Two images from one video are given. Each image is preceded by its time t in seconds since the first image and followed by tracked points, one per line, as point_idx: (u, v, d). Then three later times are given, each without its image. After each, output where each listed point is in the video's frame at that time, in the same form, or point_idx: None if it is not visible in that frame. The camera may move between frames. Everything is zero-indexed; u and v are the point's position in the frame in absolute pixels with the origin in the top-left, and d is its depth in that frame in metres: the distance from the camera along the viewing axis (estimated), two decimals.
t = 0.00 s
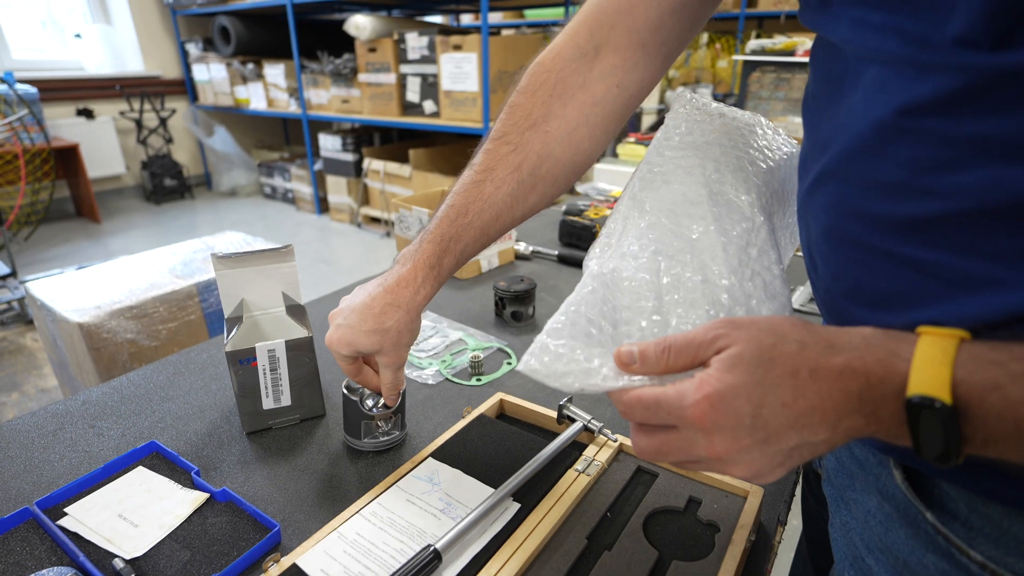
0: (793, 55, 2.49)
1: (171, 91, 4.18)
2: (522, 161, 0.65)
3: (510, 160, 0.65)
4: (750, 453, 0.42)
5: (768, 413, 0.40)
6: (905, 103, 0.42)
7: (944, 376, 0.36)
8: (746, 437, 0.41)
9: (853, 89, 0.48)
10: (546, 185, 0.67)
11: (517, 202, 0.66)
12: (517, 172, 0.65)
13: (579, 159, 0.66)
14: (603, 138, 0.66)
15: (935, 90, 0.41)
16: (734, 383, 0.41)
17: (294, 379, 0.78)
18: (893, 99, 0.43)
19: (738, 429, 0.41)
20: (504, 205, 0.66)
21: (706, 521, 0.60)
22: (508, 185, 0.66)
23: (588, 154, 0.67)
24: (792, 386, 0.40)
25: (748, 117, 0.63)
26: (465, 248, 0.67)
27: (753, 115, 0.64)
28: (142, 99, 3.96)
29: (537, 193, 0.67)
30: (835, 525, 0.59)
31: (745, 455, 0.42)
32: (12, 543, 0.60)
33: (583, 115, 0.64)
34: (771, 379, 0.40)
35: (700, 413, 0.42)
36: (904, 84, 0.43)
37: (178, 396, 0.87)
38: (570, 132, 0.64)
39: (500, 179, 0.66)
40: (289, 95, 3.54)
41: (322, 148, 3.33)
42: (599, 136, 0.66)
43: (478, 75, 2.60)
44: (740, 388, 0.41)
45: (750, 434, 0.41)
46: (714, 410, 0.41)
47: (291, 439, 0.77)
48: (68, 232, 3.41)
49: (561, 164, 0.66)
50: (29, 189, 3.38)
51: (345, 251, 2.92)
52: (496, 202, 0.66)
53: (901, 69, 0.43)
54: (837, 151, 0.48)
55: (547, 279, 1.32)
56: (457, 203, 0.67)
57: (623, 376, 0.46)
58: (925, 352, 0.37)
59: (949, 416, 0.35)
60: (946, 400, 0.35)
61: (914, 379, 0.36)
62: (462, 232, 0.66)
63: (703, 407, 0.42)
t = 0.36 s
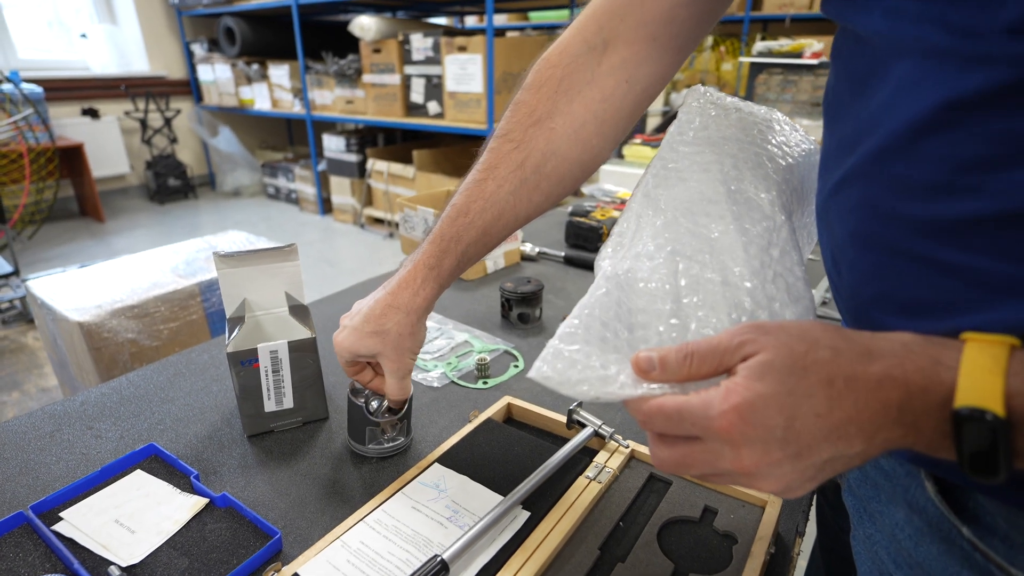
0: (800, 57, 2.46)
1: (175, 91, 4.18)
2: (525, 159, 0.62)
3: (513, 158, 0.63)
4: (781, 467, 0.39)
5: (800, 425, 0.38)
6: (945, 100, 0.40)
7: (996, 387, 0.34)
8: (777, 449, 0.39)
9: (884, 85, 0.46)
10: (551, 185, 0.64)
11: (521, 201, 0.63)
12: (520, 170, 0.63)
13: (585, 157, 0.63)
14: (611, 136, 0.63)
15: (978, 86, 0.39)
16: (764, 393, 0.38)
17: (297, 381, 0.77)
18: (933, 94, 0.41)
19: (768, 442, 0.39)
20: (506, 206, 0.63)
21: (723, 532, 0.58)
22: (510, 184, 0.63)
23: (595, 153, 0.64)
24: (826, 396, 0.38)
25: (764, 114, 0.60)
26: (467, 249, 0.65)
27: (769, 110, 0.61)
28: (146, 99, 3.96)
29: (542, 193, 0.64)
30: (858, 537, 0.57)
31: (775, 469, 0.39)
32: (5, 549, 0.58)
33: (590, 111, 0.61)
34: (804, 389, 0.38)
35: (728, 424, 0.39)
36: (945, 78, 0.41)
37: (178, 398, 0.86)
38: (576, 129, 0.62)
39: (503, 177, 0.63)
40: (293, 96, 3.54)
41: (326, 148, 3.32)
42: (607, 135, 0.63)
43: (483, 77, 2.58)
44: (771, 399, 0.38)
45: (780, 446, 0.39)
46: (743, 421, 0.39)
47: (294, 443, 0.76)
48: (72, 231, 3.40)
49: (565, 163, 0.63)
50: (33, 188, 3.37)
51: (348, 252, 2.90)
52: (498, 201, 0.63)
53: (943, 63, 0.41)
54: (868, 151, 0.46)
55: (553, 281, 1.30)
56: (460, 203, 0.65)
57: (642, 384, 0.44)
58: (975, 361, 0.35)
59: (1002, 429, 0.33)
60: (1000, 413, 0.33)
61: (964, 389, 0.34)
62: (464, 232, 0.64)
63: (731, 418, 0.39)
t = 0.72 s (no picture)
0: (812, 40, 2.40)
1: (176, 76, 4.14)
2: (570, 117, 0.61)
3: (559, 116, 0.62)
4: (808, 454, 0.37)
5: (830, 410, 0.36)
6: (997, 62, 0.38)
7: None
8: (805, 435, 0.37)
9: (922, 51, 0.44)
10: (592, 149, 0.62)
11: (561, 162, 0.62)
12: (564, 129, 0.61)
13: (629, 123, 0.62)
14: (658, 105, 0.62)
15: None
16: (792, 376, 0.36)
17: (301, 364, 0.75)
18: (982, 56, 0.39)
19: (796, 427, 0.37)
20: (546, 165, 0.62)
21: (740, 520, 0.56)
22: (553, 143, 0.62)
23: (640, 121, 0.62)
24: (859, 379, 0.35)
25: (787, 86, 0.57)
26: (505, 204, 0.64)
27: (793, 83, 0.58)
28: (147, 83, 3.91)
29: (582, 155, 0.62)
30: (883, 526, 0.55)
31: (802, 456, 0.37)
32: (3, 532, 0.56)
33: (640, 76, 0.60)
34: (835, 372, 0.36)
35: (753, 408, 0.37)
36: (997, 40, 0.38)
37: (180, 381, 0.84)
38: (624, 91, 0.60)
39: (547, 135, 0.62)
40: (296, 81, 3.49)
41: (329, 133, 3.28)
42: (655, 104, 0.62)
43: (487, 61, 2.54)
44: (799, 382, 0.36)
45: (808, 432, 0.37)
46: (769, 405, 0.37)
47: (298, 427, 0.74)
48: (75, 217, 3.38)
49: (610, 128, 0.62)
50: (36, 173, 3.34)
51: (352, 238, 2.88)
52: (540, 159, 0.62)
53: (994, 22, 0.39)
54: (906, 121, 0.44)
55: (561, 265, 1.28)
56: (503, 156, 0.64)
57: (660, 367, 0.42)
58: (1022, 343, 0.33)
59: None
60: None
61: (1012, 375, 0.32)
62: (504, 187, 0.63)
63: (757, 402, 0.37)
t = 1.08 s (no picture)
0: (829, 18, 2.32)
1: (180, 57, 4.08)
2: (639, 74, 0.67)
3: (629, 76, 0.68)
4: (838, 434, 0.34)
5: (864, 387, 0.32)
6: None
7: None
8: (835, 414, 0.33)
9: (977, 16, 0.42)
10: (659, 109, 0.67)
11: (625, 117, 0.68)
12: (632, 87, 0.68)
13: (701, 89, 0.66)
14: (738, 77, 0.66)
15: None
16: (826, 350, 0.32)
17: (307, 346, 0.73)
18: None
19: (826, 406, 0.33)
20: (608, 117, 0.69)
21: (762, 510, 0.54)
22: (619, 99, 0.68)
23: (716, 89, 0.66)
24: (897, 356, 0.32)
25: (824, 52, 0.54)
26: (564, 150, 0.71)
27: (831, 49, 0.55)
28: (150, 64, 3.86)
29: (645, 111, 0.67)
30: (910, 517, 0.53)
31: (831, 437, 0.34)
32: (5, 515, 0.55)
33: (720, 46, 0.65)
34: (872, 347, 0.32)
35: (780, 384, 0.33)
36: None
37: (184, 362, 0.82)
38: (695, 57, 0.66)
39: (615, 91, 0.69)
40: (300, 61, 3.44)
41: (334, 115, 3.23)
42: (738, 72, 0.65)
43: (494, 40, 2.48)
44: (833, 356, 0.32)
45: (839, 411, 0.33)
46: (799, 382, 0.33)
47: (304, 410, 0.72)
48: (80, 199, 3.37)
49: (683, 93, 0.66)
50: (41, 154, 3.31)
51: (357, 221, 2.85)
52: (604, 111, 0.68)
53: None
54: (956, 86, 0.41)
55: (571, 248, 1.25)
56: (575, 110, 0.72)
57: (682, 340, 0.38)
58: None
59: None
60: None
61: None
62: (567, 133, 0.71)
63: (785, 376, 0.33)
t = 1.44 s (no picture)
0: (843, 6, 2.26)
1: (181, 41, 4.02)
2: (669, 50, 0.64)
3: (659, 52, 0.65)
4: (887, 433, 0.31)
5: (918, 383, 0.30)
6: None
7: None
8: (885, 411, 0.31)
9: None
10: (689, 88, 0.64)
11: (652, 96, 0.65)
12: (661, 65, 0.65)
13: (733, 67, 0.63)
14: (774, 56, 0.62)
15: None
16: (878, 342, 0.30)
17: (313, 335, 0.70)
18: None
19: (875, 402, 0.31)
20: (634, 96, 0.66)
21: (787, 510, 0.52)
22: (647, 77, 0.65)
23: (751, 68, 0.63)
24: (956, 349, 0.29)
25: (864, 28, 0.51)
26: (585, 127, 0.70)
27: (871, 25, 0.52)
28: (151, 48, 3.81)
29: (673, 90, 0.65)
30: (942, 518, 0.50)
31: (879, 435, 0.32)
32: (2, 509, 0.53)
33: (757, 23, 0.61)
34: (928, 340, 0.30)
35: (826, 378, 0.31)
36: None
37: (187, 352, 0.80)
38: (730, 34, 0.62)
39: (642, 68, 0.66)
40: (302, 46, 3.38)
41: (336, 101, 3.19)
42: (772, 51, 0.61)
43: (499, 26, 2.42)
44: (886, 349, 0.30)
45: (890, 408, 0.31)
46: (847, 376, 0.31)
47: (310, 402, 0.70)
48: (81, 184, 3.34)
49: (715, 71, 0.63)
50: (41, 139, 3.27)
51: (359, 208, 2.82)
52: (631, 89, 0.66)
53: None
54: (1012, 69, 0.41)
55: (580, 237, 1.22)
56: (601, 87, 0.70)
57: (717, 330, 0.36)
58: None
59: None
60: None
61: None
62: (590, 110, 0.69)
63: (832, 370, 0.31)
